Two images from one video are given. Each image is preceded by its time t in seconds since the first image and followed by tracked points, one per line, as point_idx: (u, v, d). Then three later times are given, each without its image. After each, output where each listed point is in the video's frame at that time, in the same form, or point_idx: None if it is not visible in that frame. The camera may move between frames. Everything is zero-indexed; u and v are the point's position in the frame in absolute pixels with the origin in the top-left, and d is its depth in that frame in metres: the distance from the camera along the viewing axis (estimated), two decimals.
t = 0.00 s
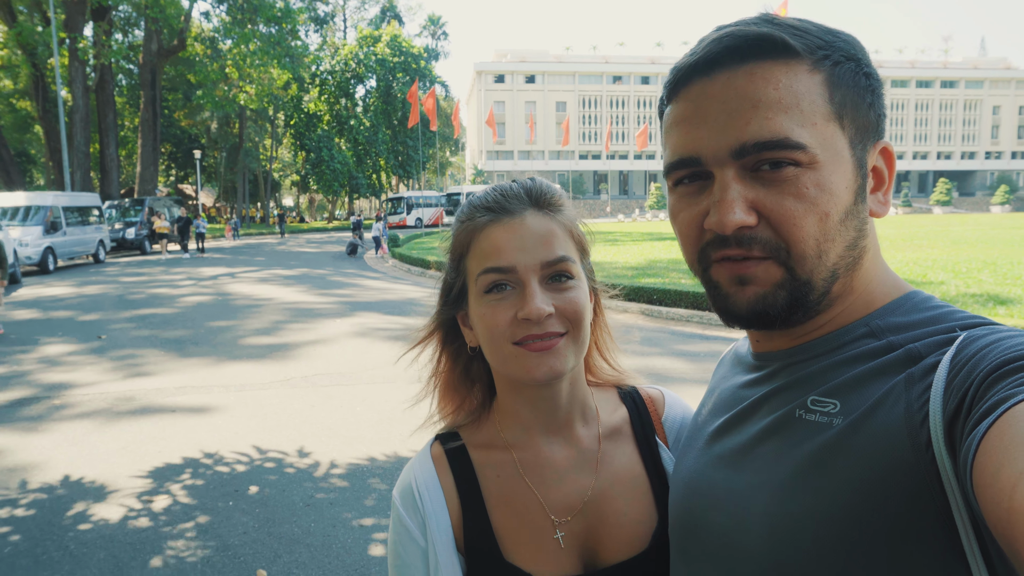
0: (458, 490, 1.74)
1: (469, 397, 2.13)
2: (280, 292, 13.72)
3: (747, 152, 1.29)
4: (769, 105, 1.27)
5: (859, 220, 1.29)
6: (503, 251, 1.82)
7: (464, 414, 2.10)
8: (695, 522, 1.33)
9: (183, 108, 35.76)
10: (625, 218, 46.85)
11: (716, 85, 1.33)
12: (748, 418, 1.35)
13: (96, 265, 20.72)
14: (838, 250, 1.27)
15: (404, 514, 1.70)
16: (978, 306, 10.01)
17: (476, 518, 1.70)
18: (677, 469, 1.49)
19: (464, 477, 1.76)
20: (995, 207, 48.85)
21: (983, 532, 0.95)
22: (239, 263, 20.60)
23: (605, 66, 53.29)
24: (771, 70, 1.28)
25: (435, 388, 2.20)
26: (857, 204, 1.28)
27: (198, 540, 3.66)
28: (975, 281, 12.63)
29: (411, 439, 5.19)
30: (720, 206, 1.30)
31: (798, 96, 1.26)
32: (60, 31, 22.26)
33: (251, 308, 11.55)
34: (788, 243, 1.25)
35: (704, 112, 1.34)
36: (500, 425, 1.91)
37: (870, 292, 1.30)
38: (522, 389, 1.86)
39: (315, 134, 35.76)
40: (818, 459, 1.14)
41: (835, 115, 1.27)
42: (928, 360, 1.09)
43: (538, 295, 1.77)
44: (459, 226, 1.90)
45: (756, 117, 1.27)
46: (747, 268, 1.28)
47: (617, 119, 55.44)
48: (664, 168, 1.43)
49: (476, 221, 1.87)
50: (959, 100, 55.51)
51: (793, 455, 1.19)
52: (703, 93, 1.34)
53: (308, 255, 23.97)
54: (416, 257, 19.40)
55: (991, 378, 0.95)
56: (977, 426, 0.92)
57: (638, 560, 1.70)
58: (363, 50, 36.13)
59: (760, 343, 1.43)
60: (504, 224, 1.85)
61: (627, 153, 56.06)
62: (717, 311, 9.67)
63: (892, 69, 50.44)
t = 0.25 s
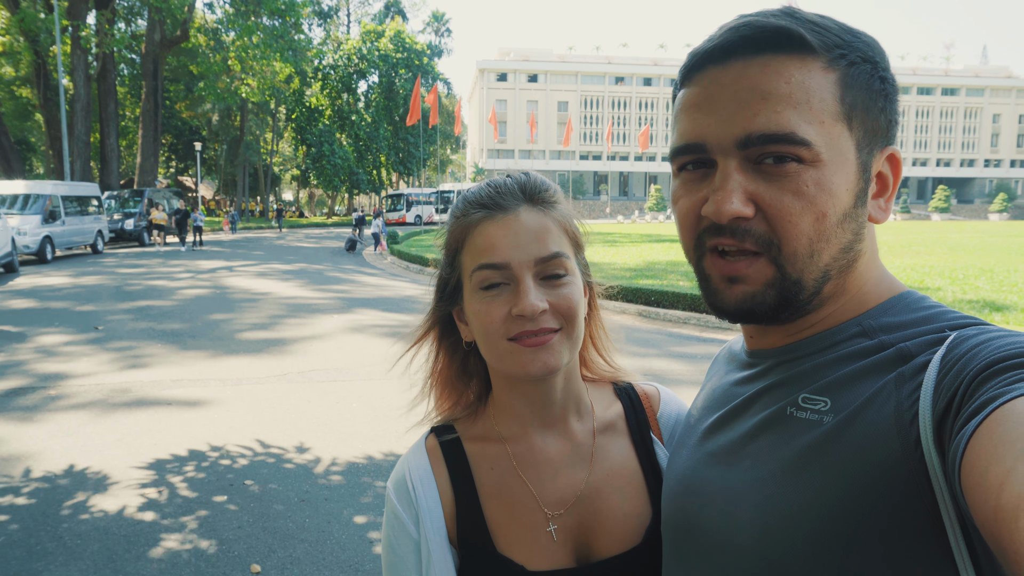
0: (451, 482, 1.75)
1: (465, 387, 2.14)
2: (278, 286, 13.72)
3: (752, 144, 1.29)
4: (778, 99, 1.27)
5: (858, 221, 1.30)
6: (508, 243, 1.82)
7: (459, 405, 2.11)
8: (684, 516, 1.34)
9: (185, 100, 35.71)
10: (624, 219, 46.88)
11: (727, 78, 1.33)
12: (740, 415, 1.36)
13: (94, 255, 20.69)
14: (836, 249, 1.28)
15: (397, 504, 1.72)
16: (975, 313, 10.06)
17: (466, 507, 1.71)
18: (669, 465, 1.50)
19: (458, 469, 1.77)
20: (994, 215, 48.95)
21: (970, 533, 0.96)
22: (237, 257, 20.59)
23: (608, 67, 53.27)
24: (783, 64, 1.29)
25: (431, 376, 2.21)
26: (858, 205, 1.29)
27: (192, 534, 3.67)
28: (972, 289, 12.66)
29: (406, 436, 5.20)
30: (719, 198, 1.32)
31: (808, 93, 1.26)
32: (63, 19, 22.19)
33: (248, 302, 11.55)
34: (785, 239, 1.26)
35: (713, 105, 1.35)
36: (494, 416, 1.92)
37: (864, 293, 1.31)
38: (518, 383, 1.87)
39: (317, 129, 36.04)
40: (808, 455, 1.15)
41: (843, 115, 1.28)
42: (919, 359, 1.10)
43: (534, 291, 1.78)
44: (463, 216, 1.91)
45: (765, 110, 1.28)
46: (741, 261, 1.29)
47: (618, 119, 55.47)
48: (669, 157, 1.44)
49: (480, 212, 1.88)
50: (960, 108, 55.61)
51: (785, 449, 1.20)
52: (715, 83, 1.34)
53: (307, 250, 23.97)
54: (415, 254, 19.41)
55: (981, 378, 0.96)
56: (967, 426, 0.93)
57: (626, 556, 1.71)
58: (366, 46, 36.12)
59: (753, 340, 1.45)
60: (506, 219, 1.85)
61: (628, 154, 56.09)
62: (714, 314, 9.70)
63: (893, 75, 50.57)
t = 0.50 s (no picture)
0: (452, 486, 1.74)
1: (467, 391, 2.14)
2: (277, 291, 13.71)
3: (761, 144, 1.30)
4: (790, 100, 1.28)
5: (864, 225, 1.29)
6: (516, 243, 1.82)
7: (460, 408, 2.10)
8: (685, 519, 1.33)
9: (184, 105, 35.77)
10: (623, 225, 46.93)
11: (740, 76, 1.34)
12: (741, 419, 1.36)
13: (93, 260, 20.68)
14: (841, 253, 1.28)
15: (397, 509, 1.71)
16: (974, 320, 10.06)
17: (464, 512, 1.70)
18: (670, 469, 1.50)
19: (459, 473, 1.76)
20: (992, 222, 49.00)
21: (973, 540, 0.95)
22: (236, 261, 20.58)
23: (607, 73, 53.43)
24: (795, 65, 1.29)
25: (433, 379, 2.20)
26: (864, 209, 1.29)
27: (190, 538, 3.65)
28: (971, 295, 12.67)
29: (405, 442, 5.19)
30: (727, 197, 1.31)
31: (820, 93, 1.27)
32: (63, 25, 22.25)
33: (247, 307, 11.53)
34: (791, 239, 1.26)
35: (724, 103, 1.35)
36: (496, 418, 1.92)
37: (866, 296, 1.31)
38: (520, 386, 1.86)
39: (316, 134, 36.21)
40: (815, 457, 1.15)
41: (855, 118, 1.28)
42: (921, 366, 1.10)
43: (537, 293, 1.78)
44: (470, 217, 1.91)
45: (775, 112, 1.28)
46: (746, 262, 1.29)
47: (617, 126, 55.61)
48: (678, 155, 1.44)
49: (487, 213, 1.88)
50: (958, 115, 55.75)
51: (791, 454, 1.19)
52: (728, 82, 1.34)
53: (306, 255, 23.97)
54: (414, 259, 19.41)
55: (983, 385, 0.96)
56: (969, 432, 0.93)
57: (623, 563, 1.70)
58: (366, 52, 36.22)
59: (756, 342, 1.44)
60: (511, 221, 1.85)
61: (627, 160, 56.18)
62: (714, 320, 9.71)
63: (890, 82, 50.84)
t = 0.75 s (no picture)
0: (451, 489, 1.74)
1: (466, 394, 2.13)
2: (274, 292, 13.70)
3: (760, 147, 1.30)
4: (787, 104, 1.28)
5: (861, 228, 1.30)
6: (512, 245, 1.82)
7: (459, 410, 2.10)
8: (685, 524, 1.33)
9: (183, 105, 35.76)
10: (622, 227, 46.98)
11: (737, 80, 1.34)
12: (741, 422, 1.36)
13: (90, 259, 20.65)
14: (839, 256, 1.29)
15: (396, 511, 1.71)
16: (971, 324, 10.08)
17: (463, 516, 1.70)
18: (669, 472, 1.50)
19: (458, 475, 1.76)
20: (990, 226, 49.11)
21: (972, 544, 0.96)
22: (234, 262, 20.55)
23: (606, 75, 53.52)
24: (792, 68, 1.29)
25: (432, 382, 2.19)
26: (862, 211, 1.30)
27: (188, 540, 3.64)
28: (968, 299, 12.70)
29: (403, 443, 5.19)
30: (726, 201, 1.32)
31: (816, 98, 1.27)
32: (62, 24, 22.25)
33: (244, 307, 11.52)
34: (790, 242, 1.26)
35: (721, 107, 1.36)
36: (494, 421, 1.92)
37: (864, 299, 1.31)
38: (519, 388, 1.86)
39: (315, 135, 36.31)
40: (815, 461, 1.15)
41: (851, 121, 1.29)
42: (922, 369, 1.10)
43: (536, 294, 1.78)
44: (468, 219, 1.91)
45: (772, 115, 1.28)
46: (746, 265, 1.29)
47: (616, 128, 55.69)
48: (675, 159, 1.44)
49: (488, 215, 1.88)
50: (956, 119, 55.92)
51: (789, 458, 1.19)
52: (724, 87, 1.35)
53: (304, 256, 23.96)
54: (412, 260, 19.41)
55: (984, 389, 0.96)
56: (969, 436, 0.93)
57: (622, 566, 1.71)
58: (365, 53, 36.26)
59: (755, 346, 1.45)
60: (509, 222, 1.85)
61: (625, 163, 56.24)
62: (712, 322, 9.72)
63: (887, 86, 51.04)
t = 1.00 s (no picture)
0: (449, 492, 1.74)
1: (463, 399, 2.13)
2: (272, 292, 13.68)
3: (748, 151, 1.31)
4: (774, 106, 1.28)
5: (853, 228, 1.31)
6: (502, 248, 1.83)
7: (457, 414, 2.10)
8: (683, 528, 1.34)
9: (181, 106, 35.75)
10: (620, 227, 47.02)
11: (724, 84, 1.35)
12: (738, 424, 1.37)
13: (88, 261, 20.61)
14: (833, 256, 1.29)
15: (395, 515, 1.71)
16: (968, 323, 10.11)
17: (462, 520, 1.71)
18: (667, 475, 1.50)
19: (456, 479, 1.76)
20: (986, 225, 49.21)
21: (971, 546, 0.96)
22: (232, 262, 20.53)
23: (604, 76, 53.54)
24: (777, 72, 1.30)
25: (429, 387, 2.19)
26: (855, 211, 1.31)
27: (187, 540, 3.64)
28: (965, 298, 12.74)
29: (402, 443, 5.19)
30: (719, 203, 1.32)
31: (804, 100, 1.27)
32: (59, 26, 22.26)
33: (242, 308, 11.50)
34: (782, 244, 1.27)
35: (708, 111, 1.36)
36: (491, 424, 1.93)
37: (860, 301, 1.32)
38: (517, 391, 1.86)
39: (312, 136, 36.36)
40: (812, 464, 1.16)
41: (840, 122, 1.29)
42: (920, 371, 1.11)
43: (532, 297, 1.78)
44: (464, 222, 1.90)
45: (760, 118, 1.29)
46: (741, 268, 1.29)
47: (614, 129, 55.76)
48: (665, 165, 1.45)
49: (485, 217, 1.88)
50: (952, 119, 56.07)
51: (786, 462, 1.20)
52: (711, 92, 1.35)
53: (302, 257, 23.94)
54: (410, 260, 19.41)
55: (982, 391, 0.97)
56: (967, 438, 0.93)
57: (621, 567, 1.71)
58: (362, 54, 36.29)
59: (751, 349, 1.45)
60: (504, 224, 1.86)
61: (623, 163, 56.31)
62: (710, 322, 9.72)
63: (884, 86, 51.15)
